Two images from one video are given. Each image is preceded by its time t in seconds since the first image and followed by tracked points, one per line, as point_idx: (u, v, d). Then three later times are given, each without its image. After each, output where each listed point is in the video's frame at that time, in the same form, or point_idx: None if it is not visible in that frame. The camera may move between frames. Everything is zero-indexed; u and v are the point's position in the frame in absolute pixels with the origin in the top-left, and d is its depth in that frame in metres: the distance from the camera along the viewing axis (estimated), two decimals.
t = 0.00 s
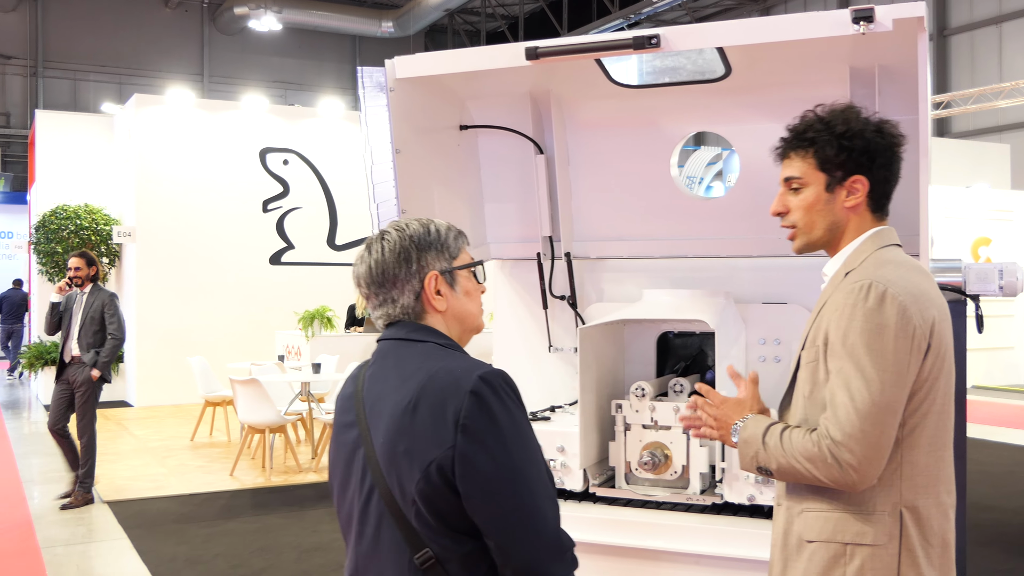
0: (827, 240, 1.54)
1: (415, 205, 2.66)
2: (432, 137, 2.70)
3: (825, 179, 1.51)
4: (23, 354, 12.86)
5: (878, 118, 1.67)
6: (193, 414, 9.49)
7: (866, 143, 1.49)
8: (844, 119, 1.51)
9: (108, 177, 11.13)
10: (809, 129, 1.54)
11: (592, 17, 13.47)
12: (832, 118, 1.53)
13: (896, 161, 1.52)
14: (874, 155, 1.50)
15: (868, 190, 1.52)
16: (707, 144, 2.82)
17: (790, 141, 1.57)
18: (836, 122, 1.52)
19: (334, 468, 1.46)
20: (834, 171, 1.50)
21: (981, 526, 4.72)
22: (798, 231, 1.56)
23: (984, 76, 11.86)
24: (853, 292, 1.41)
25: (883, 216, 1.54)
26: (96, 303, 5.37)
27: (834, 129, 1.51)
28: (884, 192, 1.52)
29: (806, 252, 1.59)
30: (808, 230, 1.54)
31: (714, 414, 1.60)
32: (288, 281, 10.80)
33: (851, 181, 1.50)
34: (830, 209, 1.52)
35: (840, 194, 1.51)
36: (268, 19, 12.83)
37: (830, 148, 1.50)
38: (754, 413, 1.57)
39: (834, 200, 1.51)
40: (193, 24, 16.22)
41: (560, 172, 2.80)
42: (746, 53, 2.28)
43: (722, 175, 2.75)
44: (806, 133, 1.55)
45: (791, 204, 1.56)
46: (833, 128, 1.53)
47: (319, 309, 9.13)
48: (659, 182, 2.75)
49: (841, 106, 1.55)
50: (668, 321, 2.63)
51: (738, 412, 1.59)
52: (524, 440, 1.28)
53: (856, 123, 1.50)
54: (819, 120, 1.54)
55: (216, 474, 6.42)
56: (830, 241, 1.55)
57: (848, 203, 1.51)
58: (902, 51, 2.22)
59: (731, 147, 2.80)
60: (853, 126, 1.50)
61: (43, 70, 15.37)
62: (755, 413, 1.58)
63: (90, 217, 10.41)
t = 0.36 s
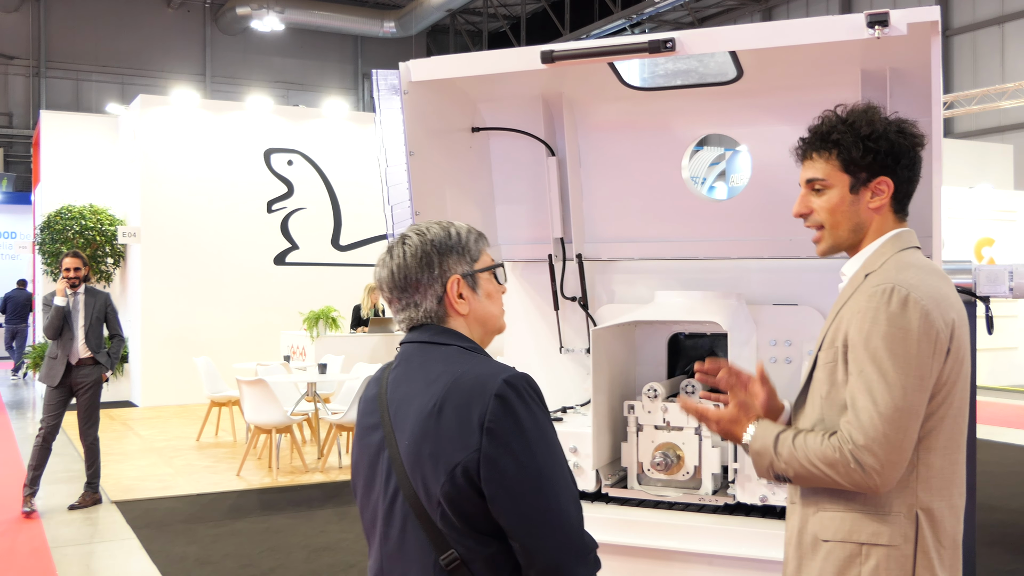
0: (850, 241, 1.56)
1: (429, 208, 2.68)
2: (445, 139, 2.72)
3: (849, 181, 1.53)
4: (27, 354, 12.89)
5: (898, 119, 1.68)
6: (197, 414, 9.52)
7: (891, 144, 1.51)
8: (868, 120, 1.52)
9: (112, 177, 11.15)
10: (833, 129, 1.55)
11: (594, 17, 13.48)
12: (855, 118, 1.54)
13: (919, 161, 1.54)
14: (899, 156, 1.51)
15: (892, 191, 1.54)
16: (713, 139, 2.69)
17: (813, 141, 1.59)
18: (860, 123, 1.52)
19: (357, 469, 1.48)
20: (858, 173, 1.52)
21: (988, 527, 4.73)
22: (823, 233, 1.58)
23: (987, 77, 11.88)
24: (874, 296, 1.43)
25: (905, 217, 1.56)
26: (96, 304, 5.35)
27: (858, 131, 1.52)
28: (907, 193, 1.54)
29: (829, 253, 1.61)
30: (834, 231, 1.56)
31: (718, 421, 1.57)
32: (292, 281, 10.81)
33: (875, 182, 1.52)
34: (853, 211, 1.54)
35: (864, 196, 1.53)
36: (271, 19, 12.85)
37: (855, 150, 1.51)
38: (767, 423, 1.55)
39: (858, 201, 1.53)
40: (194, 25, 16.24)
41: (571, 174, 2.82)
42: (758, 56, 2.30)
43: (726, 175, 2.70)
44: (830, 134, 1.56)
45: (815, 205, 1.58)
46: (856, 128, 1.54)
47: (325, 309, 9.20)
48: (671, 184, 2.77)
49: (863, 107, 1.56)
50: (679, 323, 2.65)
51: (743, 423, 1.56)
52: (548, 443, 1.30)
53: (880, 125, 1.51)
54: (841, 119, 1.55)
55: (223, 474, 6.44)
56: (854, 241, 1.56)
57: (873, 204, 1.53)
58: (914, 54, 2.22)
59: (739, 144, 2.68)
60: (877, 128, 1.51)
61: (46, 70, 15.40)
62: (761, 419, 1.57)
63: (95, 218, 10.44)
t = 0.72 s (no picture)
0: (861, 242, 1.57)
1: (441, 210, 2.69)
2: (455, 141, 2.73)
3: (862, 184, 1.54)
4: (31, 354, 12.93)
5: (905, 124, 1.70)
6: (202, 414, 9.54)
7: (905, 149, 1.53)
8: (883, 125, 1.54)
9: (116, 177, 11.18)
10: (847, 133, 1.56)
11: (596, 17, 13.48)
12: (869, 122, 1.55)
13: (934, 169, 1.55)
14: (912, 161, 1.53)
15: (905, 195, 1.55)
16: (713, 141, 2.69)
17: (825, 143, 1.60)
18: (877, 127, 1.54)
19: (374, 472, 1.50)
20: (872, 176, 1.53)
21: (994, 527, 4.74)
22: (831, 234, 1.58)
23: (990, 77, 11.87)
24: (889, 300, 1.44)
25: (916, 222, 1.57)
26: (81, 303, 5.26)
27: (873, 134, 1.53)
28: (918, 198, 1.55)
29: (837, 253, 1.61)
30: (843, 233, 1.56)
31: (737, 422, 1.59)
32: (296, 281, 10.83)
33: (888, 187, 1.53)
34: (866, 214, 1.55)
35: (877, 200, 1.54)
36: (273, 20, 12.87)
37: (869, 153, 1.52)
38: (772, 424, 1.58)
39: (871, 205, 1.54)
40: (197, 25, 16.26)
41: (580, 176, 2.84)
42: (769, 60, 2.31)
43: (728, 176, 2.70)
44: (844, 137, 1.57)
45: (826, 207, 1.58)
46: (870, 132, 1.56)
47: (329, 310, 9.30)
48: (681, 185, 2.78)
49: (876, 110, 1.57)
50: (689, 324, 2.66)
51: (759, 424, 1.59)
52: (566, 447, 1.31)
53: (896, 130, 1.53)
54: (855, 123, 1.57)
55: (229, 474, 6.46)
56: (862, 243, 1.57)
57: (885, 208, 1.54)
58: (924, 57, 2.23)
59: (741, 143, 2.67)
60: (892, 133, 1.53)
61: (49, 70, 15.43)
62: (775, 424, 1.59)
63: (99, 218, 10.47)
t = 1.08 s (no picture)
0: (869, 248, 1.58)
1: (448, 211, 2.70)
2: (462, 143, 2.74)
3: (867, 190, 1.55)
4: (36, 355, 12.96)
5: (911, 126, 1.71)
6: (206, 414, 9.56)
7: (908, 153, 1.53)
8: (885, 130, 1.54)
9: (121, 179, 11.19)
10: (850, 139, 1.58)
11: (599, 17, 13.48)
12: (872, 128, 1.56)
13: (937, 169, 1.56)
14: (916, 164, 1.54)
15: (910, 199, 1.56)
16: (716, 143, 2.70)
17: (830, 150, 1.61)
18: (878, 133, 1.54)
19: (389, 473, 1.51)
20: (877, 182, 1.54)
21: (1000, 527, 4.74)
22: (838, 240, 1.59)
23: (993, 77, 11.85)
24: (895, 300, 1.45)
25: (923, 225, 1.58)
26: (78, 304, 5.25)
27: (876, 140, 1.54)
28: (925, 201, 1.56)
29: (846, 258, 1.62)
30: (849, 238, 1.57)
31: (759, 431, 1.64)
32: (300, 281, 10.83)
33: (893, 192, 1.54)
34: (873, 219, 1.56)
35: (882, 205, 1.55)
36: (276, 21, 12.88)
37: (873, 159, 1.53)
38: (789, 425, 1.62)
39: (877, 210, 1.55)
40: (199, 25, 16.29)
41: (587, 177, 2.84)
42: (776, 62, 2.32)
43: (732, 174, 2.73)
44: (847, 143, 1.58)
45: (833, 214, 1.59)
46: (873, 137, 1.56)
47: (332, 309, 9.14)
48: (687, 187, 2.78)
49: (880, 116, 1.58)
50: (696, 325, 2.67)
51: (775, 425, 1.64)
52: (579, 447, 1.31)
53: (896, 135, 1.53)
54: (858, 129, 1.58)
55: (234, 474, 6.47)
56: (872, 249, 1.58)
57: (891, 212, 1.55)
58: (931, 58, 2.24)
59: (745, 144, 2.67)
60: (894, 138, 1.53)
61: (51, 70, 15.46)
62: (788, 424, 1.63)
63: (103, 219, 10.50)
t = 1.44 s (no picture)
0: (862, 251, 1.58)
1: (447, 211, 2.71)
2: (461, 144, 2.75)
3: (856, 196, 1.56)
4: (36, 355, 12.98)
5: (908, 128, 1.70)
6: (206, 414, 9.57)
7: (894, 157, 1.53)
8: (872, 135, 1.55)
9: (121, 180, 11.21)
10: (839, 146, 1.59)
11: (599, 17, 13.49)
12: (860, 134, 1.57)
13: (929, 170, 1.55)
14: (904, 168, 1.53)
15: (899, 202, 1.55)
16: (717, 143, 2.70)
17: (821, 158, 1.62)
18: (863, 139, 1.55)
19: (388, 473, 1.52)
20: (865, 187, 1.55)
21: (999, 527, 4.74)
22: (834, 244, 1.60)
23: (993, 77, 11.85)
24: (887, 300, 1.46)
25: (917, 226, 1.58)
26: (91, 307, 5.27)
27: (862, 146, 1.55)
28: (917, 203, 1.55)
29: (845, 262, 1.63)
30: (844, 242, 1.58)
31: (758, 424, 1.67)
32: (300, 281, 10.84)
33: (882, 195, 1.54)
34: (863, 223, 1.56)
35: (872, 209, 1.55)
36: (276, 20, 12.88)
37: (859, 165, 1.54)
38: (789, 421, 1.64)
39: (867, 214, 1.56)
40: (199, 26, 16.31)
41: (585, 177, 2.85)
42: (774, 63, 2.33)
43: (732, 173, 2.74)
44: (837, 151, 1.59)
45: (826, 219, 1.60)
46: (861, 143, 1.57)
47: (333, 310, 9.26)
48: (686, 188, 2.79)
49: (867, 121, 1.59)
50: (694, 325, 2.67)
51: (775, 422, 1.65)
52: (577, 448, 1.32)
53: (881, 139, 1.54)
54: (847, 136, 1.58)
55: (234, 474, 6.48)
56: (867, 252, 1.58)
57: (882, 216, 1.55)
58: (929, 59, 2.24)
59: (745, 143, 2.68)
60: (880, 142, 1.54)
61: (51, 71, 15.47)
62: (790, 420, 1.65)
63: (104, 219, 10.51)
